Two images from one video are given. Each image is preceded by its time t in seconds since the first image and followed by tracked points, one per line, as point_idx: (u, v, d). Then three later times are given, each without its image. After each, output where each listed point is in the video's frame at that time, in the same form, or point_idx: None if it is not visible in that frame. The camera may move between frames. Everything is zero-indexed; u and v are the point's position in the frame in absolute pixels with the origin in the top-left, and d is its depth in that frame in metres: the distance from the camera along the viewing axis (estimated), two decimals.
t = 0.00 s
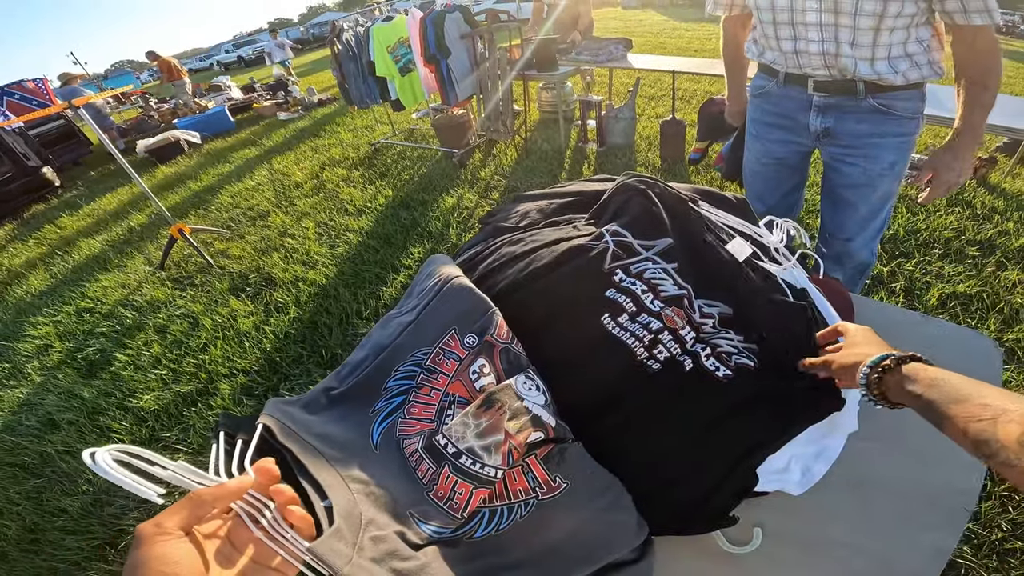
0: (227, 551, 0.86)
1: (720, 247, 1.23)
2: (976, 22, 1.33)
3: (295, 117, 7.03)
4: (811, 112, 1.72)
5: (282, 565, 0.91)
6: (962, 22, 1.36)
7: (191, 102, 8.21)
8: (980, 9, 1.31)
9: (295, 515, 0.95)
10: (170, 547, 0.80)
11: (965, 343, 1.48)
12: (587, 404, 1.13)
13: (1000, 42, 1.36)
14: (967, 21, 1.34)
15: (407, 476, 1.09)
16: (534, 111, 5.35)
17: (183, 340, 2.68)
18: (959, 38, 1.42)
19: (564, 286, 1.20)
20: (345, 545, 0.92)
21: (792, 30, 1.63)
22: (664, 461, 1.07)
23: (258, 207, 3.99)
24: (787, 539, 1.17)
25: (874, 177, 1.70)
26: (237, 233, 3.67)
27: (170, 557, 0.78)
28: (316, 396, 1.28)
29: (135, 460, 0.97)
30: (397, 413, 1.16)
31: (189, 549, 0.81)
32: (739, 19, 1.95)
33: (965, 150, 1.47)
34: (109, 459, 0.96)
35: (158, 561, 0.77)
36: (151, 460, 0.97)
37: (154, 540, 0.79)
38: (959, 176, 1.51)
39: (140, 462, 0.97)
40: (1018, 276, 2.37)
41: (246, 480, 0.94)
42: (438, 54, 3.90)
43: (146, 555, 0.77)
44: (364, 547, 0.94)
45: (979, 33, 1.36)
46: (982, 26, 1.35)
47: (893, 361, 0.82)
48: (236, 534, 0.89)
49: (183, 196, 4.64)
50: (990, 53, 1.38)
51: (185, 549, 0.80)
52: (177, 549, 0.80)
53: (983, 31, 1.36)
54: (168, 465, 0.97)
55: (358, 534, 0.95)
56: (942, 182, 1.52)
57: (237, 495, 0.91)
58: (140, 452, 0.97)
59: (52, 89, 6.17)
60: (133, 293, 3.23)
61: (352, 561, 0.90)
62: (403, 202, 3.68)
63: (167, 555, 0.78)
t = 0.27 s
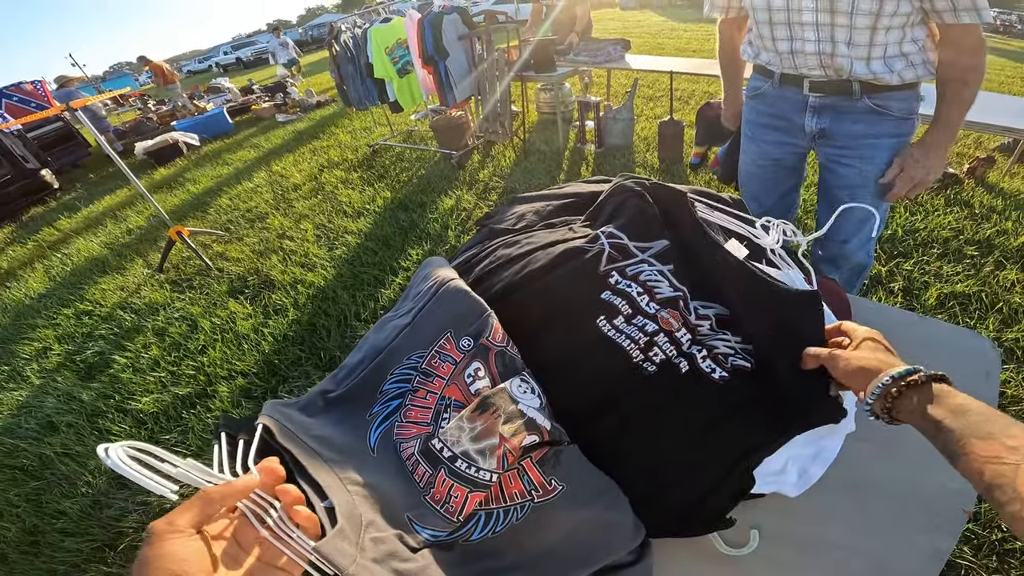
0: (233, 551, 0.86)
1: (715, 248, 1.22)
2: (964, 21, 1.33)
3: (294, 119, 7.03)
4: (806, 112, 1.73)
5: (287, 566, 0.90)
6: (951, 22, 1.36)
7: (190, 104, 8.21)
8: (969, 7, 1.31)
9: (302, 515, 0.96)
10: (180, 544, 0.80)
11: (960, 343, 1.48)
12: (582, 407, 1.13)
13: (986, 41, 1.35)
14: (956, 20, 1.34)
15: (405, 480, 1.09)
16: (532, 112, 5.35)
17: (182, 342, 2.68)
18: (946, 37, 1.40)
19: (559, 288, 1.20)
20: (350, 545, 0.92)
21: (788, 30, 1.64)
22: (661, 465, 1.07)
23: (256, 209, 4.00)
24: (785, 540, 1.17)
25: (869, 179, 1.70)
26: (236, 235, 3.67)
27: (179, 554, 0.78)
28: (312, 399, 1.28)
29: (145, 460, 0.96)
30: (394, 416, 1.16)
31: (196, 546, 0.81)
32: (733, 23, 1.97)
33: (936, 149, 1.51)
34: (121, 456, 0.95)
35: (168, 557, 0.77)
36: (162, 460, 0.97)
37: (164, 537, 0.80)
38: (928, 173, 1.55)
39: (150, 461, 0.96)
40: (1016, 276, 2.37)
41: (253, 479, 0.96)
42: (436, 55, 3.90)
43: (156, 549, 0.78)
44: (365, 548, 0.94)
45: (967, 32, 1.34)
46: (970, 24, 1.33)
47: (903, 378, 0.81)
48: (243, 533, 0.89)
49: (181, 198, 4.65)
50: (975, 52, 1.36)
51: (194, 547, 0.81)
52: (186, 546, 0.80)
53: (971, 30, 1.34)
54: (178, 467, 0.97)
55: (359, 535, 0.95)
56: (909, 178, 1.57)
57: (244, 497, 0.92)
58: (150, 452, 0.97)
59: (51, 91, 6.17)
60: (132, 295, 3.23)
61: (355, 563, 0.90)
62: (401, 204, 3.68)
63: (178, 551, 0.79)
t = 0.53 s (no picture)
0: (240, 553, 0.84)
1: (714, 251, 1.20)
2: (962, 16, 1.32)
3: (293, 120, 7.03)
4: (803, 113, 1.73)
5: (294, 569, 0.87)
6: (948, 18, 1.36)
7: (190, 104, 8.21)
8: (966, 3, 1.31)
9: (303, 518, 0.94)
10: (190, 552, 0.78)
11: (959, 345, 1.48)
12: (577, 412, 1.12)
13: (984, 41, 1.35)
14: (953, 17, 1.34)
15: (401, 485, 1.09)
16: (532, 112, 5.35)
17: (180, 343, 2.68)
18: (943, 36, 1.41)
19: (555, 293, 1.19)
20: (354, 549, 0.93)
21: (784, 29, 1.63)
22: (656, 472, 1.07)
23: (255, 210, 3.99)
24: (782, 543, 1.17)
25: (867, 182, 1.70)
26: (235, 236, 3.67)
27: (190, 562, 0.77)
28: (307, 401, 1.28)
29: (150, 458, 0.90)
30: (390, 420, 1.15)
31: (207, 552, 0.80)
32: (730, 25, 1.97)
33: (943, 150, 1.49)
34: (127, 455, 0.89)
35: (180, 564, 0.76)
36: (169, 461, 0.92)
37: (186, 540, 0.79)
38: (938, 174, 1.52)
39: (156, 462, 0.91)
40: (1016, 277, 2.37)
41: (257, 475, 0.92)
42: (435, 56, 3.90)
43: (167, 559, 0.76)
44: (367, 552, 0.94)
45: (964, 27, 1.35)
46: (965, 21, 1.34)
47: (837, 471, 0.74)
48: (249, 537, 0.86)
49: (181, 199, 4.64)
50: (973, 51, 1.36)
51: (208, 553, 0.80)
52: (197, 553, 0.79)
53: (968, 25, 1.35)
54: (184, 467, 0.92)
55: (362, 539, 0.96)
56: (919, 180, 1.53)
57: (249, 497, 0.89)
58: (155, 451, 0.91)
59: (50, 91, 6.17)
60: (131, 297, 3.22)
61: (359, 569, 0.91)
62: (400, 204, 3.68)
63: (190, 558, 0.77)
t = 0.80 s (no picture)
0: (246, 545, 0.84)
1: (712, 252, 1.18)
2: (957, 12, 1.33)
3: (293, 120, 7.03)
4: (801, 112, 1.72)
5: (295, 564, 0.89)
6: (944, 15, 1.36)
7: (190, 105, 8.22)
8: None
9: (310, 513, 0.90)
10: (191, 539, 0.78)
11: (957, 345, 1.48)
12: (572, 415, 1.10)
13: (982, 39, 1.37)
14: (948, 13, 1.34)
15: (397, 484, 1.11)
16: (532, 113, 5.35)
17: (180, 343, 2.68)
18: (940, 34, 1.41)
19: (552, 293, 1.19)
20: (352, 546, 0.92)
21: (781, 26, 1.63)
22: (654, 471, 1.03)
23: (255, 211, 3.99)
24: (780, 544, 1.16)
25: (865, 183, 1.70)
26: (234, 237, 3.67)
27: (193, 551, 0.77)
28: (305, 402, 1.28)
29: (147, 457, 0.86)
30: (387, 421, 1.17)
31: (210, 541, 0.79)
32: (727, 27, 1.97)
33: (955, 150, 1.47)
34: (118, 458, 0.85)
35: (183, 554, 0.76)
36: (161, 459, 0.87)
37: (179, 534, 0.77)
38: (954, 174, 1.50)
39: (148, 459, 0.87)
40: (1015, 277, 2.37)
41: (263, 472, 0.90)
42: (434, 56, 3.90)
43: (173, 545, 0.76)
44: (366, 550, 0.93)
45: (959, 22, 1.36)
46: (962, 18, 1.35)
47: None
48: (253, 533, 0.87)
49: (181, 200, 4.65)
50: (973, 50, 1.38)
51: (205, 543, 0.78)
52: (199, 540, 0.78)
53: (964, 20, 1.35)
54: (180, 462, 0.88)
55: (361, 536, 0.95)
56: (935, 180, 1.52)
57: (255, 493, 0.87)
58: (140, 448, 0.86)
59: (51, 92, 6.18)
60: (130, 297, 3.23)
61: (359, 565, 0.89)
62: (400, 205, 3.68)
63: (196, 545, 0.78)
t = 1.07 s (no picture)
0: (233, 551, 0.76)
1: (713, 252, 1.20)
2: (957, 11, 1.33)
3: (294, 121, 7.04)
4: (805, 112, 1.73)
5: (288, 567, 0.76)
6: (945, 14, 1.36)
7: (192, 105, 8.23)
8: None
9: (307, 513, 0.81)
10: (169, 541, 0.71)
11: (957, 344, 1.48)
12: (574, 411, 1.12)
13: (981, 39, 1.36)
14: (949, 12, 1.34)
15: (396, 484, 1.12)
16: (533, 113, 5.36)
17: (181, 343, 2.68)
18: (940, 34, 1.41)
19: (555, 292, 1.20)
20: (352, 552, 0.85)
21: (784, 26, 1.64)
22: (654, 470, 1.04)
23: (256, 211, 4.00)
24: (781, 542, 1.17)
25: (867, 183, 1.70)
26: (235, 237, 3.67)
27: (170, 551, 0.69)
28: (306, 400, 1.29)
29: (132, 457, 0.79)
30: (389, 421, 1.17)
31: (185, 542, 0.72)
32: (729, 28, 1.97)
33: (948, 149, 1.47)
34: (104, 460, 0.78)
35: (153, 553, 0.68)
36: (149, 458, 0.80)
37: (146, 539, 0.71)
38: (944, 173, 1.50)
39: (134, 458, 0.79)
40: (1016, 277, 2.37)
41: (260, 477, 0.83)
42: (435, 56, 3.91)
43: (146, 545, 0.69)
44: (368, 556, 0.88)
45: (960, 22, 1.35)
46: (962, 18, 1.35)
47: None
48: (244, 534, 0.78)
49: (182, 200, 4.65)
50: (971, 50, 1.38)
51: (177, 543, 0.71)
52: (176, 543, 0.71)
53: (966, 19, 1.35)
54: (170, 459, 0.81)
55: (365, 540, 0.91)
56: (925, 178, 1.53)
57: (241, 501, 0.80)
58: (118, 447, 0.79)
59: (53, 92, 6.19)
60: (132, 297, 3.23)
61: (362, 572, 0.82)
62: (401, 205, 3.68)
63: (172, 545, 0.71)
